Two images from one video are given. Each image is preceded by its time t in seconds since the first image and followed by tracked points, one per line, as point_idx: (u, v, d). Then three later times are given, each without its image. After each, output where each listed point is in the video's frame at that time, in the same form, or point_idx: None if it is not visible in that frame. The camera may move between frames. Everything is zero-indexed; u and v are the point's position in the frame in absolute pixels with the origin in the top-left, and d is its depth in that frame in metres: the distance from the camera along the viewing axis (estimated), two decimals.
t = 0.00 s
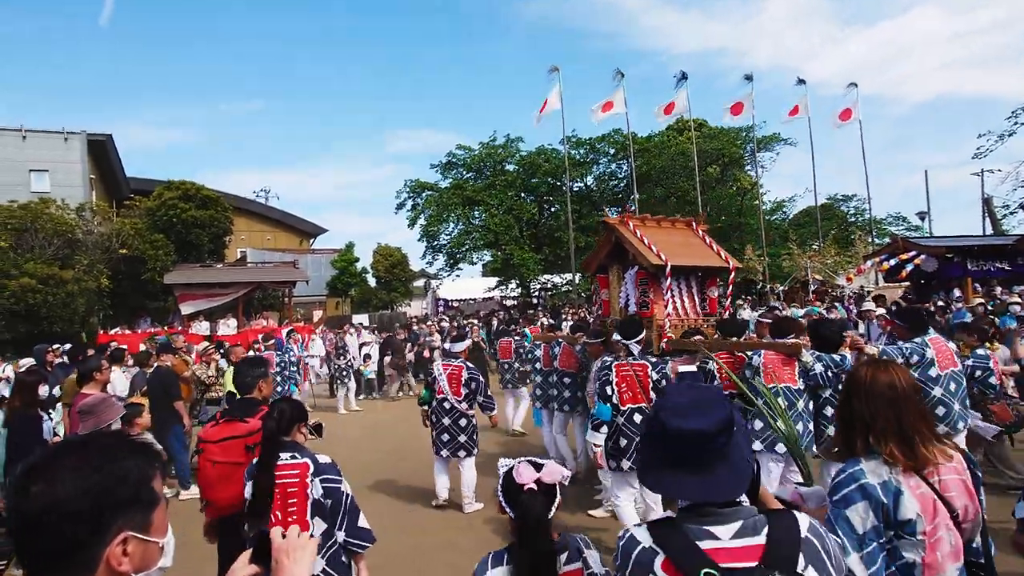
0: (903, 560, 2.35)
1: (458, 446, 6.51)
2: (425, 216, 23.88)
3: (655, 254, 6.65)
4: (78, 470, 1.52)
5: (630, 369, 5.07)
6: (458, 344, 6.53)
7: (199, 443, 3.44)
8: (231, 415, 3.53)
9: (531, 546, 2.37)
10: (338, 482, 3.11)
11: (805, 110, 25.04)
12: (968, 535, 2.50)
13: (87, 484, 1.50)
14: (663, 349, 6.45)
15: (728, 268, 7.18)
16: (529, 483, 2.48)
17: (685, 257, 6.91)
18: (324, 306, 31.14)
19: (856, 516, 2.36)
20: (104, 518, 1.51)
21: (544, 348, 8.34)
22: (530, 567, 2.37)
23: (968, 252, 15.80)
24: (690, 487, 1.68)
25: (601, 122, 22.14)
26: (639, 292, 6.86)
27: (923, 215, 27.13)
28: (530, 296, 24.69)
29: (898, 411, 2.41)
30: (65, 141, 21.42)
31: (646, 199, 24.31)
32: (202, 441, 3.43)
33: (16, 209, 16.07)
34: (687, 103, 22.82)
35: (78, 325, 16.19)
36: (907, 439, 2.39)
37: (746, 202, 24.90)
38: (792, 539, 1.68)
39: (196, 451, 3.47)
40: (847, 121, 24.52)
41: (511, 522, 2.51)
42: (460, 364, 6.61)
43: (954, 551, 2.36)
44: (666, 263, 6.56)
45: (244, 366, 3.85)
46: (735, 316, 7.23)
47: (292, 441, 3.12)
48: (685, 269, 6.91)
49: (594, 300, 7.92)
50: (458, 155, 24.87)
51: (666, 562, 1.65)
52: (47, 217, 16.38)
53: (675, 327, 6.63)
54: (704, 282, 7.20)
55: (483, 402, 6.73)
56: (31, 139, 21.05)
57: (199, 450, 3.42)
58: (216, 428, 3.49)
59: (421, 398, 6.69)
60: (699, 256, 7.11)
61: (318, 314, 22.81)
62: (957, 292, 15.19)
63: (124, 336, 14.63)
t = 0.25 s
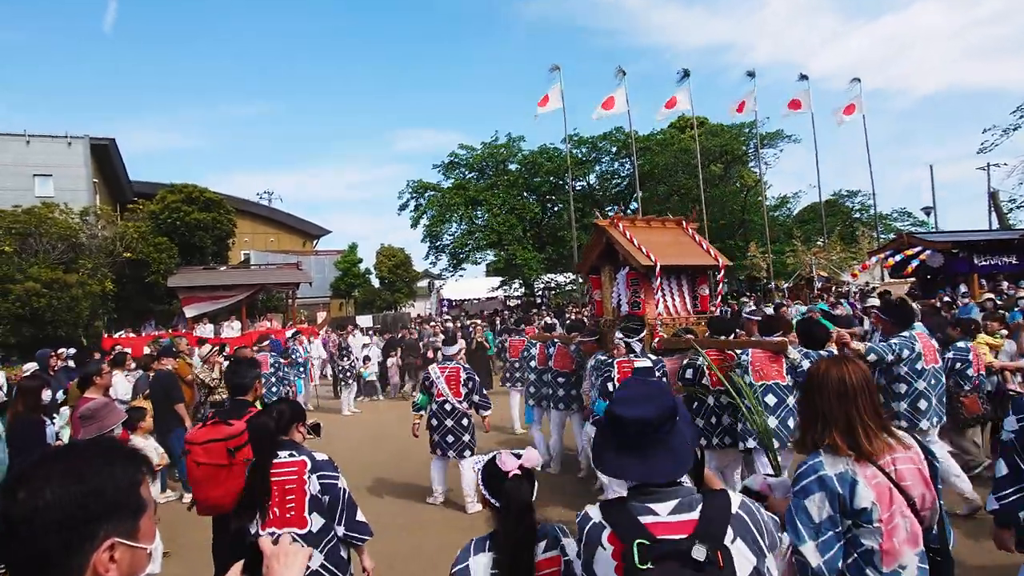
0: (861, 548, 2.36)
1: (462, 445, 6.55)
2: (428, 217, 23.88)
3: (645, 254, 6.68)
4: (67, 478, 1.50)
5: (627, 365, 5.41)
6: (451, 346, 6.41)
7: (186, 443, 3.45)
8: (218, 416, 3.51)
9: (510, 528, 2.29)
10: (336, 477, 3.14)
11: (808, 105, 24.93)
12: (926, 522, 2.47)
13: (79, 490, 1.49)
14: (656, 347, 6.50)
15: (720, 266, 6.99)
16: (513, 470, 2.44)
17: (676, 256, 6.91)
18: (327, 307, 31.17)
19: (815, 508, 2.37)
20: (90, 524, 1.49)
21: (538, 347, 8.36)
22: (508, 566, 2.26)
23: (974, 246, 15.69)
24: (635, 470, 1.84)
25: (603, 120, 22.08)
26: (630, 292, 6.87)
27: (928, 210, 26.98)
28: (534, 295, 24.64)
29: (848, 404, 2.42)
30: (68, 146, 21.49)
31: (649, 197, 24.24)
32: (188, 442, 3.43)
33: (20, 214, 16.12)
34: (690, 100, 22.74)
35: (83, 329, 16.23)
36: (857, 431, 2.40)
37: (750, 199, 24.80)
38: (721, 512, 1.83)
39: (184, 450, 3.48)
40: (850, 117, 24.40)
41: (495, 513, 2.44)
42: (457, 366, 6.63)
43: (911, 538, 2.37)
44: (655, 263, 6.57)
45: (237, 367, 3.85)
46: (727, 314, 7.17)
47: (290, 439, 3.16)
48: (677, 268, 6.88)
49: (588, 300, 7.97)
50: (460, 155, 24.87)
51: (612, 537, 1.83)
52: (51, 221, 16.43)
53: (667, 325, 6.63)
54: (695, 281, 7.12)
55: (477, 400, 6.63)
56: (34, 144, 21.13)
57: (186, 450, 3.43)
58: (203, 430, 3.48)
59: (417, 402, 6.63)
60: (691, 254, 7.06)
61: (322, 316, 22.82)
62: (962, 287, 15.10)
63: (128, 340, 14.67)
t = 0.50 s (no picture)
0: (835, 537, 2.42)
1: (455, 442, 6.65)
2: (429, 217, 23.91)
3: (635, 255, 6.81)
4: (43, 486, 1.51)
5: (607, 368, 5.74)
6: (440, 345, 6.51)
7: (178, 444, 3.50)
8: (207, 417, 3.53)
9: (514, 516, 2.39)
10: (350, 478, 3.22)
11: (809, 102, 24.86)
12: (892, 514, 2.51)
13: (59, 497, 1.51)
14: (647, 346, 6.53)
15: (709, 266, 7.19)
16: (499, 462, 2.51)
17: (666, 257, 7.05)
18: (330, 308, 31.21)
19: (789, 498, 2.42)
20: (73, 532, 1.51)
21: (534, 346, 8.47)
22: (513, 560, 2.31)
23: (976, 242, 15.62)
24: (607, 459, 2.05)
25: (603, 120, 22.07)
26: (622, 292, 7.02)
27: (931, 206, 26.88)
28: (536, 294, 24.62)
29: (817, 399, 2.50)
30: (70, 149, 21.57)
31: (650, 195, 24.20)
32: (179, 443, 3.47)
33: (23, 218, 16.18)
34: (691, 98, 22.72)
35: (86, 332, 16.29)
36: (826, 425, 2.48)
37: (751, 196, 24.74)
38: (678, 491, 2.05)
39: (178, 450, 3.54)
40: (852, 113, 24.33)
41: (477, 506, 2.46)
42: (445, 364, 6.71)
43: (880, 526, 2.43)
44: (646, 264, 6.69)
45: (226, 368, 3.84)
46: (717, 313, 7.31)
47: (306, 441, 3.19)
48: (667, 268, 7.02)
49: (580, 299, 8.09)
50: (461, 155, 24.87)
51: (586, 519, 2.05)
52: (54, 225, 16.49)
53: (656, 325, 6.85)
54: (685, 281, 7.30)
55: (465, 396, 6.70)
56: (37, 147, 21.22)
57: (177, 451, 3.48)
58: (193, 430, 3.52)
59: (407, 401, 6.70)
60: (680, 255, 7.21)
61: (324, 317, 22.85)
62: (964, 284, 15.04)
63: (131, 342, 14.73)
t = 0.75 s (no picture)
0: (805, 524, 2.51)
1: (448, 440, 6.63)
2: (429, 218, 23.92)
3: (626, 255, 6.87)
4: (27, 488, 1.51)
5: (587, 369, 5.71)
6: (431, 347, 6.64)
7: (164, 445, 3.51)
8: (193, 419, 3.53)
9: (487, 515, 2.39)
10: (365, 469, 3.55)
11: (808, 100, 24.84)
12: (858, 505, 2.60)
13: (44, 497, 1.50)
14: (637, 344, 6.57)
15: (699, 266, 7.34)
16: (467, 462, 2.52)
17: (657, 257, 7.12)
18: (330, 310, 31.25)
19: (765, 488, 2.48)
20: (60, 533, 1.50)
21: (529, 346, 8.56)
22: (491, 556, 2.33)
23: (977, 239, 15.62)
24: (591, 451, 2.18)
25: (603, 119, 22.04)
26: (613, 291, 7.07)
27: (932, 203, 26.83)
28: (536, 294, 24.60)
29: (796, 393, 2.57)
30: (70, 152, 21.56)
31: (650, 194, 24.19)
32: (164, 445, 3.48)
33: (22, 221, 16.17)
34: (690, 97, 22.69)
35: (87, 335, 16.29)
36: (803, 417, 2.54)
37: (751, 194, 24.71)
38: (660, 477, 2.18)
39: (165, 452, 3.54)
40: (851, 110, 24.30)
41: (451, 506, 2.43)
42: (437, 364, 6.74)
43: (845, 514, 2.53)
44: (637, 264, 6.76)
45: (222, 373, 3.93)
46: (706, 313, 7.39)
47: (323, 433, 3.56)
48: (657, 269, 7.10)
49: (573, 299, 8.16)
50: (461, 155, 24.86)
51: (578, 505, 2.17)
52: (54, 228, 16.49)
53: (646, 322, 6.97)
54: (675, 281, 7.39)
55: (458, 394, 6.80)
56: (36, 151, 21.22)
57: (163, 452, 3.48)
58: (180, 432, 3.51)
59: (400, 402, 6.74)
60: (670, 256, 7.30)
61: (324, 318, 22.86)
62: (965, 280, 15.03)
63: (132, 345, 14.74)
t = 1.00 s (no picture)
0: (777, 506, 2.67)
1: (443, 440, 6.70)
2: (428, 218, 23.92)
3: (616, 256, 6.95)
4: (17, 489, 1.50)
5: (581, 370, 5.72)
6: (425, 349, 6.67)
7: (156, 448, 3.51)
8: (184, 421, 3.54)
9: (455, 512, 2.39)
10: (372, 461, 3.60)
11: (806, 99, 24.84)
12: (831, 489, 2.75)
13: (34, 497, 1.50)
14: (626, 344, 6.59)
15: (689, 267, 7.39)
16: (439, 460, 2.55)
17: (647, 259, 7.18)
18: (329, 311, 31.23)
19: (740, 471, 2.65)
20: (51, 532, 1.50)
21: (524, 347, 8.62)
22: (457, 550, 2.34)
23: (975, 237, 15.62)
24: (574, 436, 2.41)
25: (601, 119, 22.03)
26: (604, 292, 7.15)
27: (930, 201, 26.80)
28: (535, 294, 24.58)
29: (773, 384, 2.71)
30: (67, 154, 21.53)
31: (648, 194, 24.20)
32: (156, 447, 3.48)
33: (20, 224, 16.15)
34: (687, 96, 22.67)
35: (85, 337, 16.28)
36: (779, 406, 2.69)
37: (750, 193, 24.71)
38: (639, 455, 2.40)
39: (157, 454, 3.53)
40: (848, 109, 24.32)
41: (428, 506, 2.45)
42: (438, 366, 6.74)
43: (816, 497, 2.69)
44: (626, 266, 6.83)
45: (212, 375, 3.92)
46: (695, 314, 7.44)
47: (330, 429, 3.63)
48: (647, 270, 7.17)
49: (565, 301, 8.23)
50: (459, 156, 24.84)
51: (565, 485, 2.37)
52: (51, 230, 16.47)
53: (636, 324, 6.91)
54: (665, 282, 7.45)
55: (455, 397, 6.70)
56: (34, 153, 21.19)
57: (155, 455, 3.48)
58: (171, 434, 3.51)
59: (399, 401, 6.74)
60: (659, 258, 7.36)
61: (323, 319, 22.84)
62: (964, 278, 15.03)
63: (131, 347, 14.73)
